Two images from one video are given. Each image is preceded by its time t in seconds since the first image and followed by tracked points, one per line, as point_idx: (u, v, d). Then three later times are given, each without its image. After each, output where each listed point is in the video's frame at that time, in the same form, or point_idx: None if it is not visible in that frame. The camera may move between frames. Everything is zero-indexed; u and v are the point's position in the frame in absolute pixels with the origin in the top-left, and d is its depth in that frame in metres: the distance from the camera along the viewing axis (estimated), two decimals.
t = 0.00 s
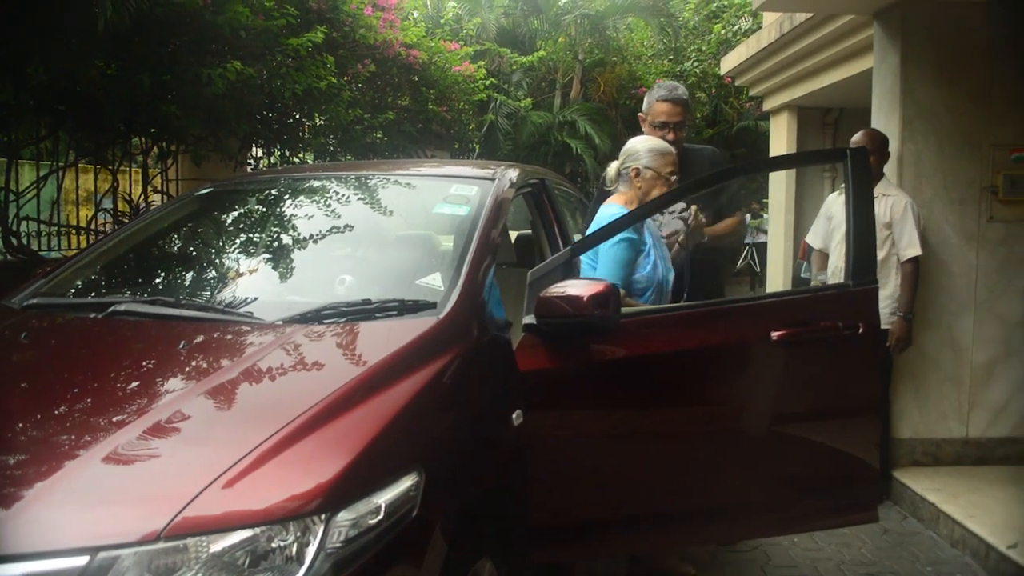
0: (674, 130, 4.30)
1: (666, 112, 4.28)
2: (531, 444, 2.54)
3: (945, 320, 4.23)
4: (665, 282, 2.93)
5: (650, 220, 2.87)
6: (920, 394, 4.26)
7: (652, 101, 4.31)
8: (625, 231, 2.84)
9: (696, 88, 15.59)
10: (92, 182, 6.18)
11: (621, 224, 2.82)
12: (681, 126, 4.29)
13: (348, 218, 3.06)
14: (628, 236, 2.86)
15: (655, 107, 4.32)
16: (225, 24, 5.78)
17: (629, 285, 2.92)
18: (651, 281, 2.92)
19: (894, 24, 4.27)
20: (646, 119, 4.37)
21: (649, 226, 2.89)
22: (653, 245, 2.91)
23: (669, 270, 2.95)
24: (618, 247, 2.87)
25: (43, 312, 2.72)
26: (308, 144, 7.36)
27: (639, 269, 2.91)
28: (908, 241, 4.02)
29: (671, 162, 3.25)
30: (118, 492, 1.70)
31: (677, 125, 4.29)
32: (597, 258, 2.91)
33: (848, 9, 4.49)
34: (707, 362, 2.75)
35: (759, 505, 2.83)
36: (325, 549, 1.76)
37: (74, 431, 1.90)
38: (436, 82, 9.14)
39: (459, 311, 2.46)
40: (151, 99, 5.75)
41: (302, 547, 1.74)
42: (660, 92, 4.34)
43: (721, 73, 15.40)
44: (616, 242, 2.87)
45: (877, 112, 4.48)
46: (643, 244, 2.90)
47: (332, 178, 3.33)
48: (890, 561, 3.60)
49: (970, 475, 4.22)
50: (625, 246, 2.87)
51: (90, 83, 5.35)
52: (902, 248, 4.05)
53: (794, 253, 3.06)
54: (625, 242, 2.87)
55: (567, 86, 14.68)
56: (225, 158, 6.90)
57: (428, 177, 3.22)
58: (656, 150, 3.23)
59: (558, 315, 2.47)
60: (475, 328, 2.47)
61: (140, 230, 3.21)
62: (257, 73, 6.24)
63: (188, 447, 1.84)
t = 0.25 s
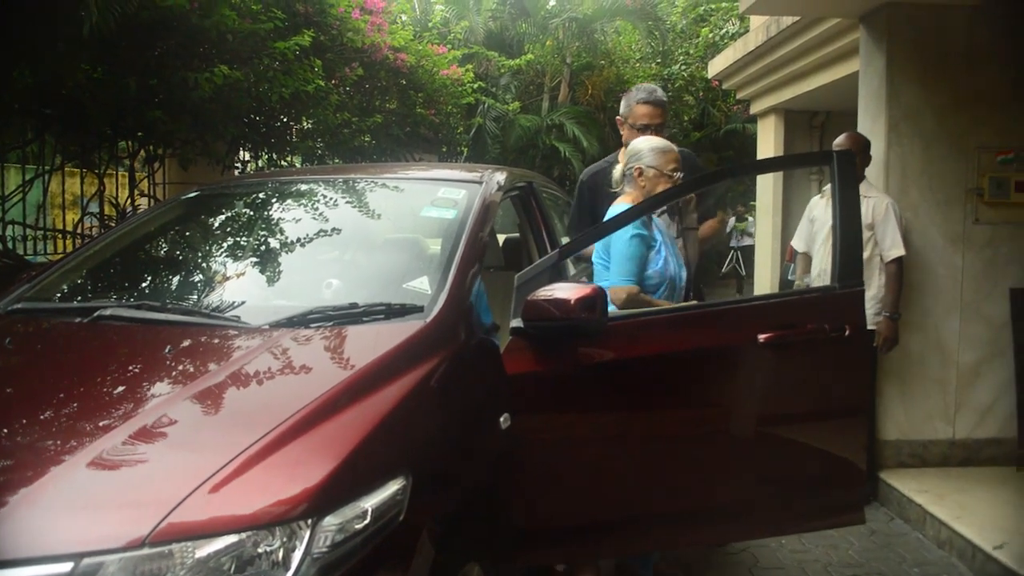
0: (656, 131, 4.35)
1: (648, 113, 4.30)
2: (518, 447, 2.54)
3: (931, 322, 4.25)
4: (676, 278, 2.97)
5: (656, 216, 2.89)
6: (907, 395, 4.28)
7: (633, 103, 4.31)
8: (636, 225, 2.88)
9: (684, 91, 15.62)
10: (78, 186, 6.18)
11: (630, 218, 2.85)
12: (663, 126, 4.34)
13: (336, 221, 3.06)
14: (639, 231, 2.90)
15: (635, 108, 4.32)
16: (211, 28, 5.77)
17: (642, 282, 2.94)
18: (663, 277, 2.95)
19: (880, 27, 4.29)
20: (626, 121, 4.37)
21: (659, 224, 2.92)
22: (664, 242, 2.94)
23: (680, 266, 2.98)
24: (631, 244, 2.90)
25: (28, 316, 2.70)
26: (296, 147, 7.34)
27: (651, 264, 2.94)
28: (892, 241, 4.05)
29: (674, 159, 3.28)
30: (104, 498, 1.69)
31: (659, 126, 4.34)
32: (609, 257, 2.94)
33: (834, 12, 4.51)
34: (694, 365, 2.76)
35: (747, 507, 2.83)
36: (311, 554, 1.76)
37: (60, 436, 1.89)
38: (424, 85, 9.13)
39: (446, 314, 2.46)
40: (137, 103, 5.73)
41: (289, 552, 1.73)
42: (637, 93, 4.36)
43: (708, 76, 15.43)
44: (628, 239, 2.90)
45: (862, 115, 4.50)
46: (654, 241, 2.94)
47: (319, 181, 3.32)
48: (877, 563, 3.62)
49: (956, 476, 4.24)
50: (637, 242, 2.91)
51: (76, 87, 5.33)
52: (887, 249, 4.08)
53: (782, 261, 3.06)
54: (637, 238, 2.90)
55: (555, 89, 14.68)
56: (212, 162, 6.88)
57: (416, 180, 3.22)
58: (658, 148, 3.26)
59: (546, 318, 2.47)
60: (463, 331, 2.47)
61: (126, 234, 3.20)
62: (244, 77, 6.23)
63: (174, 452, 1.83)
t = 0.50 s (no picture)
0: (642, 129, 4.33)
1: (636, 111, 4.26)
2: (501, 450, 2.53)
3: (913, 323, 4.28)
4: (678, 280, 2.99)
5: (661, 218, 2.93)
6: (889, 397, 4.31)
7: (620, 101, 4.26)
8: (640, 225, 2.90)
9: (668, 94, 15.62)
10: (59, 188, 6.14)
11: (631, 214, 2.87)
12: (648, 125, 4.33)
13: (319, 223, 3.04)
14: (643, 232, 2.92)
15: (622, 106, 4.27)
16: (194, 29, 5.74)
17: (645, 284, 2.95)
18: (665, 280, 2.97)
19: (862, 30, 4.31)
20: (612, 119, 4.32)
21: (662, 226, 2.96)
22: (666, 245, 2.98)
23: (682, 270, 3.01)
24: (634, 244, 2.92)
25: (7, 319, 2.67)
26: (279, 149, 7.32)
27: (654, 267, 2.96)
28: (869, 241, 4.09)
29: (678, 162, 3.28)
30: (83, 503, 1.67)
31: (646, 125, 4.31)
32: (613, 259, 2.93)
33: (818, 15, 4.53)
34: (678, 367, 2.75)
35: (730, 509, 2.83)
36: (292, 558, 1.74)
37: (40, 440, 1.87)
38: (408, 87, 9.10)
39: (428, 317, 2.45)
40: (119, 103, 5.68)
41: (270, 556, 1.72)
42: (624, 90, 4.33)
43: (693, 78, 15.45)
44: (632, 240, 2.92)
45: (845, 118, 4.52)
46: (657, 243, 2.97)
47: (302, 183, 3.31)
48: (859, 563, 3.63)
49: (938, 477, 4.27)
50: (640, 244, 2.92)
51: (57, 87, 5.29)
52: (864, 250, 4.11)
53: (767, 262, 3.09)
54: (640, 239, 2.92)
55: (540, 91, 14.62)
56: (195, 163, 6.84)
57: (400, 182, 3.21)
58: (662, 151, 3.27)
59: (528, 321, 2.47)
60: (445, 334, 2.46)
61: (107, 235, 3.17)
62: (227, 78, 6.21)
63: (154, 456, 1.81)
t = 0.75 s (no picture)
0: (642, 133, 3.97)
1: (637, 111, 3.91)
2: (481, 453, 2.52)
3: (893, 325, 4.30)
4: (688, 283, 2.99)
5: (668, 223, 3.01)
6: (870, 398, 4.33)
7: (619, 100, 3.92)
8: (647, 227, 2.97)
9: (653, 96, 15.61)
10: (39, 190, 6.09)
11: (637, 215, 2.95)
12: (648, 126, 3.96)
13: (301, 225, 3.03)
14: (651, 235, 2.98)
15: (621, 105, 3.93)
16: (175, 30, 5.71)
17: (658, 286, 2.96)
18: (674, 283, 2.99)
19: (843, 33, 4.33)
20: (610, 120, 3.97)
21: (669, 232, 3.03)
22: (673, 249, 3.03)
23: (691, 274, 3.02)
24: (644, 248, 2.97)
25: None
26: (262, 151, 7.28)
27: (664, 270, 2.99)
28: (846, 243, 4.16)
29: (684, 165, 3.25)
30: (59, 508, 1.66)
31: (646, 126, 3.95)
32: (625, 265, 2.98)
33: (799, 18, 4.55)
34: (660, 369, 2.75)
35: (711, 511, 2.83)
36: (269, 563, 1.73)
37: (17, 444, 1.85)
38: (391, 88, 9.05)
39: (409, 319, 2.44)
40: (98, 104, 5.64)
41: (247, 561, 1.71)
42: (618, 91, 4.01)
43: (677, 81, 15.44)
44: (641, 244, 2.97)
45: (826, 120, 4.54)
46: (666, 247, 3.02)
47: (285, 185, 3.29)
48: (840, 564, 3.65)
49: (918, 478, 4.29)
50: (650, 247, 2.97)
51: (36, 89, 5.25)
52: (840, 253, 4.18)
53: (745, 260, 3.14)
54: (650, 243, 2.97)
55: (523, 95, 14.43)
56: (177, 165, 6.79)
57: (382, 184, 3.20)
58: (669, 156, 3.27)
59: (508, 324, 2.47)
60: (426, 336, 2.44)
61: (87, 237, 3.14)
62: (208, 79, 6.19)
63: (132, 460, 1.80)
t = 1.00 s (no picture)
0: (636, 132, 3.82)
1: (631, 112, 3.79)
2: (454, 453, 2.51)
3: (864, 324, 4.34)
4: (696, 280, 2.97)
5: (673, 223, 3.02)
6: (842, 397, 4.37)
7: (616, 99, 3.77)
8: (652, 225, 2.97)
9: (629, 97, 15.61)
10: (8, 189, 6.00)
11: (637, 214, 2.96)
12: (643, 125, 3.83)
13: (273, 225, 3.00)
14: (658, 234, 2.97)
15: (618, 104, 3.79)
16: (146, 27, 5.66)
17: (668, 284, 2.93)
18: (684, 280, 2.96)
19: (815, 35, 4.36)
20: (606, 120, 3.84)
21: (675, 232, 3.03)
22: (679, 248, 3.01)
23: (699, 272, 3.00)
24: (651, 247, 2.96)
25: None
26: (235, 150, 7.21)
27: (673, 268, 2.96)
28: (814, 244, 4.21)
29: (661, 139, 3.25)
30: (24, 512, 1.64)
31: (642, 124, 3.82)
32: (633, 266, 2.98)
33: (772, 20, 4.57)
34: (633, 369, 2.75)
35: (684, 511, 2.84)
36: (238, 567, 1.71)
37: None
38: (366, 88, 8.98)
39: (381, 320, 2.42)
40: (68, 102, 5.58)
41: (215, 565, 1.69)
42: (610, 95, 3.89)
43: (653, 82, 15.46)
44: (650, 242, 2.97)
45: (799, 121, 4.57)
46: (673, 246, 3.00)
47: (257, 185, 3.26)
48: (812, 562, 3.67)
49: (889, 476, 4.33)
50: (657, 245, 2.96)
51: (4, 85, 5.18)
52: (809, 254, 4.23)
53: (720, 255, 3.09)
54: (655, 241, 2.96)
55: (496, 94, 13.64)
56: (148, 164, 6.71)
57: (356, 184, 3.18)
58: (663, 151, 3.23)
59: (481, 324, 2.46)
60: (398, 337, 2.43)
61: (55, 237, 3.09)
62: (181, 77, 6.15)
63: (99, 462, 1.77)
